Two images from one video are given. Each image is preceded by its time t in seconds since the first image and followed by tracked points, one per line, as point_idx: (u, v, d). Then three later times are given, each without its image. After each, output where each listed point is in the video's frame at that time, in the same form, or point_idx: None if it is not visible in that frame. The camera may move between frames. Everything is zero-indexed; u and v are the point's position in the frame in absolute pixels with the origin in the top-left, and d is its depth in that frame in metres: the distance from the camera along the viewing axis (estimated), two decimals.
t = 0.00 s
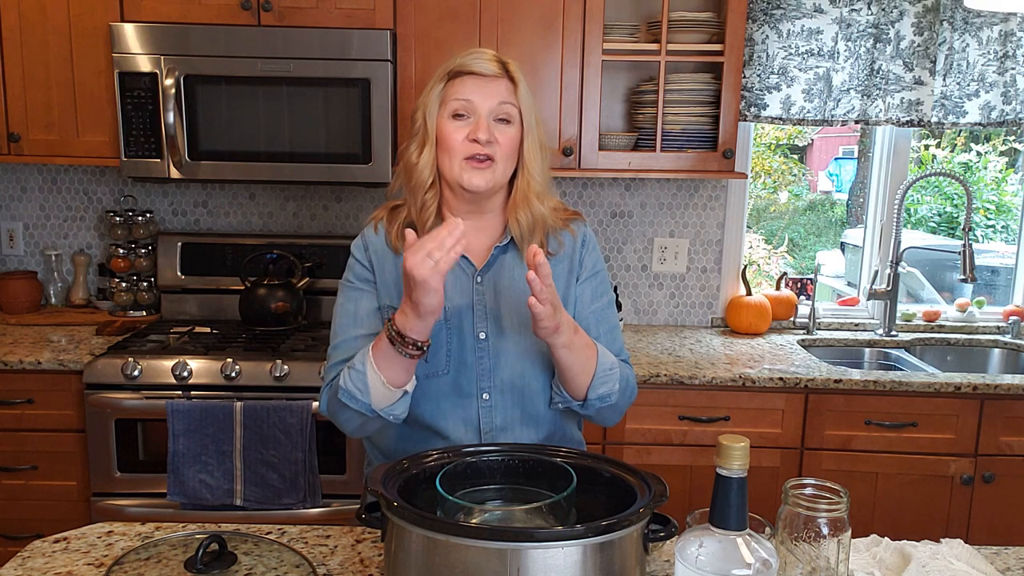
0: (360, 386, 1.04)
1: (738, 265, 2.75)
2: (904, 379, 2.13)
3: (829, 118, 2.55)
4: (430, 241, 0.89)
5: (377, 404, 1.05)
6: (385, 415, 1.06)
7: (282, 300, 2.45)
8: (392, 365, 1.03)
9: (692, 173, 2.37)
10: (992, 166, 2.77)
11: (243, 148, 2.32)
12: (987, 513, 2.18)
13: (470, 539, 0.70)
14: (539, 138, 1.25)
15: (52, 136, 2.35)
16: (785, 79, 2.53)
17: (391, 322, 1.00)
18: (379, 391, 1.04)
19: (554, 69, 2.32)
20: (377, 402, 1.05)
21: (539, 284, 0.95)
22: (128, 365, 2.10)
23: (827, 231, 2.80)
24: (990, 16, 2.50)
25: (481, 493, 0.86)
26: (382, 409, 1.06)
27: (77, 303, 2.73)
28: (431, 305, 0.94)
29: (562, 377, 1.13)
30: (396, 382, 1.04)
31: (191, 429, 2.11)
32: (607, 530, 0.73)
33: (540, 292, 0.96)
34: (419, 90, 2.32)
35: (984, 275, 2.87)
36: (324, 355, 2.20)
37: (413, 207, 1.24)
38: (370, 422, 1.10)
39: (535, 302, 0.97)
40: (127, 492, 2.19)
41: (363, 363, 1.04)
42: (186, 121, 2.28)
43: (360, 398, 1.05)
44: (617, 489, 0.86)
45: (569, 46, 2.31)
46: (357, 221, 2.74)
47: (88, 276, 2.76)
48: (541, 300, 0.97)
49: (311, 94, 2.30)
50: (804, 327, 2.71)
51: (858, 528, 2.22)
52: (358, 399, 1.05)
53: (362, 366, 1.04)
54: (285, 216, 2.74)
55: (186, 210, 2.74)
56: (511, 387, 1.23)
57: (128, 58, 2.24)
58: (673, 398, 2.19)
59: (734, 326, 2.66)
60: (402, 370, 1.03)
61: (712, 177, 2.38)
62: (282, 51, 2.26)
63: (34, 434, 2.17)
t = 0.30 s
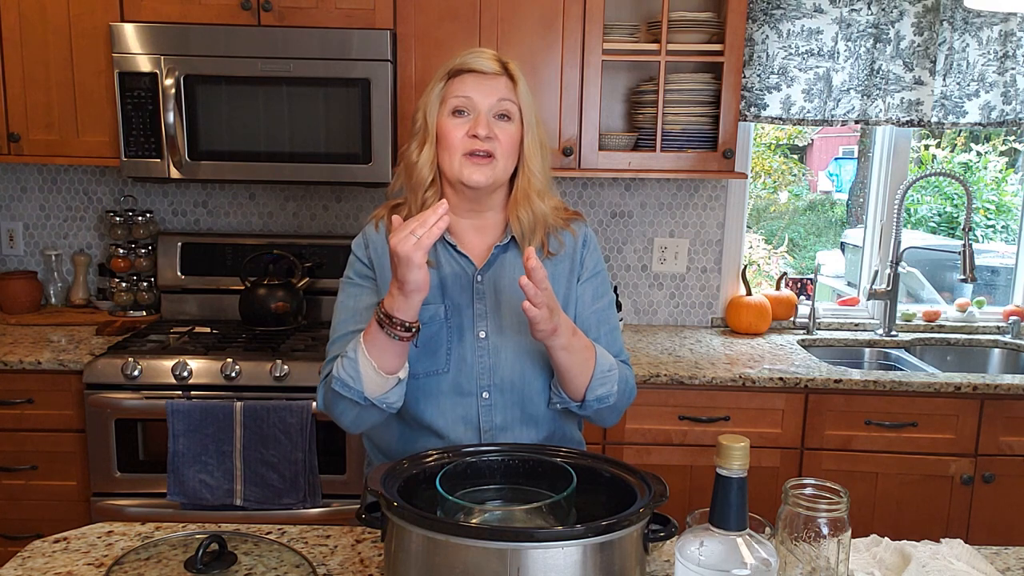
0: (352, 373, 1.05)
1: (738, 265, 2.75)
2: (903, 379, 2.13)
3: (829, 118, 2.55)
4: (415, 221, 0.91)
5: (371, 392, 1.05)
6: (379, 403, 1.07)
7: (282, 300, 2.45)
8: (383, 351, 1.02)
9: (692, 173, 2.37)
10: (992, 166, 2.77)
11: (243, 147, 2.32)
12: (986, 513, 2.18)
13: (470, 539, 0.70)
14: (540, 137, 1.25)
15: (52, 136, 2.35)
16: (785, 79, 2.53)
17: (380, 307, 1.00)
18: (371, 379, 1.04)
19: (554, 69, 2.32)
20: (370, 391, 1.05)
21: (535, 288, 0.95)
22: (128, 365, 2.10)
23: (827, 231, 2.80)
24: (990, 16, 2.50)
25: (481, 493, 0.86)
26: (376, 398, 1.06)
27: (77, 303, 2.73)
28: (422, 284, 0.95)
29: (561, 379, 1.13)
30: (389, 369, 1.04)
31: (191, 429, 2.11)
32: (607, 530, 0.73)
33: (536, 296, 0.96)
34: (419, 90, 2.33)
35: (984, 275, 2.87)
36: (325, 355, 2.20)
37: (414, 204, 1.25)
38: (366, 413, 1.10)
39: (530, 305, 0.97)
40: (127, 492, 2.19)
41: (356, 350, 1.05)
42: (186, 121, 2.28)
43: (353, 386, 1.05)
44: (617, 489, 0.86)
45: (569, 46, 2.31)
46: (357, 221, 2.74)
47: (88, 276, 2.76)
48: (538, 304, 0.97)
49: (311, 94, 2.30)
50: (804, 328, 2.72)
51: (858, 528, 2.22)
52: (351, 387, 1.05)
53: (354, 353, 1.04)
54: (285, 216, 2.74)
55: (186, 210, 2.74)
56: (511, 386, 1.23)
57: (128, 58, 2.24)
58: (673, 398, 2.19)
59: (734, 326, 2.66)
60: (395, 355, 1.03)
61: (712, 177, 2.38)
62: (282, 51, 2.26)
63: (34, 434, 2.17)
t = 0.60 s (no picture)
0: (353, 375, 1.04)
1: (738, 265, 2.75)
2: (904, 379, 2.13)
3: (829, 118, 2.55)
4: (423, 225, 0.90)
5: (372, 393, 1.05)
6: (379, 404, 1.07)
7: (282, 300, 2.45)
8: (384, 352, 1.02)
9: (692, 173, 2.37)
10: (992, 166, 2.77)
11: (243, 147, 2.32)
12: (987, 513, 2.18)
13: (470, 539, 0.70)
14: (541, 138, 1.24)
15: (51, 136, 2.35)
16: (785, 79, 2.53)
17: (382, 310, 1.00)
18: (372, 381, 1.04)
19: (554, 69, 2.32)
20: (370, 392, 1.05)
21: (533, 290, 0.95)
22: (128, 365, 2.10)
23: (827, 231, 2.80)
24: (990, 16, 2.50)
25: (481, 494, 0.86)
26: (376, 399, 1.06)
27: (77, 303, 2.73)
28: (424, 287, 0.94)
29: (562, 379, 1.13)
30: (389, 371, 1.04)
31: (191, 429, 2.11)
32: (607, 530, 0.73)
33: (534, 298, 0.96)
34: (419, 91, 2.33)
35: (984, 275, 2.87)
36: (325, 355, 2.20)
37: (414, 206, 1.25)
38: (365, 413, 1.10)
39: (528, 306, 0.97)
40: (127, 492, 2.19)
41: (357, 352, 1.04)
42: (186, 121, 2.28)
43: (354, 387, 1.05)
44: (617, 489, 0.86)
45: (569, 46, 2.31)
46: (357, 221, 2.74)
47: (88, 276, 2.76)
48: (536, 305, 0.97)
49: (311, 94, 2.30)
50: (804, 328, 2.71)
51: (858, 528, 2.22)
52: (351, 388, 1.05)
53: (355, 355, 1.04)
54: (285, 216, 2.74)
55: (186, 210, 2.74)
56: (512, 386, 1.23)
57: (128, 58, 2.24)
58: (673, 398, 2.19)
59: (734, 326, 2.66)
60: (397, 357, 1.03)
61: (712, 177, 2.38)
62: (282, 51, 2.26)
63: (34, 434, 2.17)
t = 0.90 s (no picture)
0: (371, 407, 1.06)
1: (738, 265, 2.75)
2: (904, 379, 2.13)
3: (829, 118, 2.55)
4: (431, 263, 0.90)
5: (387, 425, 1.06)
6: (394, 434, 1.07)
7: (282, 300, 2.45)
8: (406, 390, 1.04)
9: (692, 173, 2.37)
10: (992, 166, 2.77)
11: (243, 147, 2.32)
12: (987, 513, 2.18)
13: (470, 539, 0.70)
14: (547, 151, 1.21)
15: (51, 136, 2.35)
16: (785, 80, 2.53)
17: (411, 354, 1.01)
18: (390, 413, 1.05)
19: (554, 69, 2.32)
20: (387, 423, 1.06)
21: (518, 317, 0.92)
22: (128, 365, 2.10)
23: (827, 231, 2.80)
24: (990, 16, 2.50)
25: (481, 493, 0.86)
26: (391, 429, 1.07)
27: (77, 302, 2.73)
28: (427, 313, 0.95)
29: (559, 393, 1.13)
30: (408, 408, 1.05)
31: (191, 429, 2.11)
32: (607, 530, 0.73)
33: (522, 323, 0.93)
34: (419, 90, 2.33)
35: (984, 275, 2.87)
36: (325, 355, 2.20)
37: (417, 218, 1.22)
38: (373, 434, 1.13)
39: (515, 331, 0.94)
40: (127, 492, 2.19)
41: (377, 386, 1.05)
42: (186, 121, 2.28)
43: (371, 417, 1.06)
44: (617, 490, 0.86)
45: (569, 47, 2.31)
46: (357, 221, 2.74)
47: (88, 276, 2.76)
48: (524, 330, 0.94)
49: (311, 94, 2.30)
50: (804, 327, 2.71)
51: (858, 529, 2.22)
52: (368, 419, 1.06)
53: (375, 389, 1.05)
54: (285, 216, 2.74)
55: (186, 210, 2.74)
56: (512, 398, 1.23)
57: (128, 58, 2.24)
58: (673, 398, 2.19)
59: (734, 326, 2.66)
60: (418, 398, 1.05)
61: (712, 177, 2.38)
62: (282, 51, 2.26)
63: (34, 434, 2.17)
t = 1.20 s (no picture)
0: (366, 408, 1.05)
1: (738, 265, 2.75)
2: (904, 379, 2.13)
3: (829, 118, 2.55)
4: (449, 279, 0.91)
5: (383, 428, 1.06)
6: (389, 435, 1.07)
7: (282, 300, 2.45)
8: (401, 394, 1.04)
9: (692, 173, 2.37)
10: (992, 166, 2.77)
11: (243, 147, 2.32)
12: (987, 512, 2.18)
13: (470, 539, 0.70)
14: (548, 152, 1.21)
15: (51, 136, 2.35)
16: (785, 79, 2.53)
17: (405, 355, 1.01)
18: (384, 414, 1.05)
19: (554, 69, 2.32)
20: (382, 423, 1.06)
21: (523, 327, 0.93)
22: (128, 365, 2.10)
23: (827, 231, 2.80)
24: (990, 16, 2.50)
25: (481, 493, 0.86)
26: (386, 430, 1.07)
27: (77, 302, 2.73)
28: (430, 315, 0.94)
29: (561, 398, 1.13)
30: (403, 409, 1.05)
31: (191, 429, 2.11)
32: (607, 531, 0.73)
33: (525, 333, 0.94)
34: (419, 91, 2.33)
35: (984, 275, 2.87)
36: (325, 355, 2.20)
37: (418, 217, 1.23)
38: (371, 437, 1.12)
39: (517, 340, 0.95)
40: (127, 492, 2.19)
41: (372, 387, 1.05)
42: (186, 121, 2.28)
43: (366, 418, 1.06)
44: (617, 490, 0.86)
45: (569, 47, 2.31)
46: (357, 221, 2.74)
47: (88, 276, 2.76)
48: (528, 338, 0.95)
49: (311, 94, 2.30)
50: (804, 328, 2.72)
51: (858, 529, 2.22)
52: (363, 419, 1.06)
53: (370, 389, 1.05)
54: (285, 216, 2.74)
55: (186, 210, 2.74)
56: (511, 400, 1.23)
57: (128, 58, 2.24)
58: (673, 398, 2.19)
59: (734, 326, 2.66)
60: (413, 400, 1.05)
61: (712, 177, 2.38)
62: (282, 51, 2.26)
63: (34, 434, 2.17)
